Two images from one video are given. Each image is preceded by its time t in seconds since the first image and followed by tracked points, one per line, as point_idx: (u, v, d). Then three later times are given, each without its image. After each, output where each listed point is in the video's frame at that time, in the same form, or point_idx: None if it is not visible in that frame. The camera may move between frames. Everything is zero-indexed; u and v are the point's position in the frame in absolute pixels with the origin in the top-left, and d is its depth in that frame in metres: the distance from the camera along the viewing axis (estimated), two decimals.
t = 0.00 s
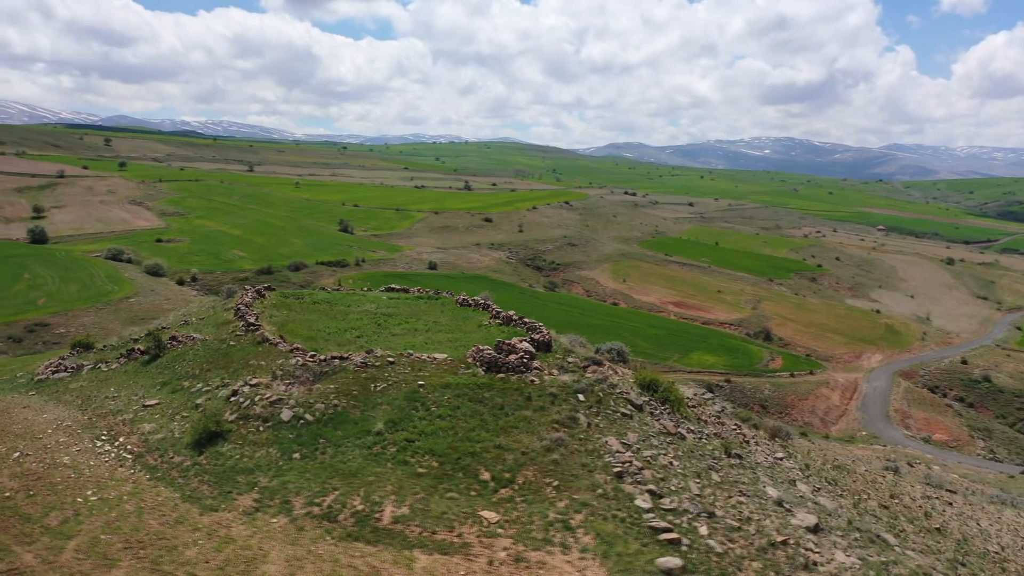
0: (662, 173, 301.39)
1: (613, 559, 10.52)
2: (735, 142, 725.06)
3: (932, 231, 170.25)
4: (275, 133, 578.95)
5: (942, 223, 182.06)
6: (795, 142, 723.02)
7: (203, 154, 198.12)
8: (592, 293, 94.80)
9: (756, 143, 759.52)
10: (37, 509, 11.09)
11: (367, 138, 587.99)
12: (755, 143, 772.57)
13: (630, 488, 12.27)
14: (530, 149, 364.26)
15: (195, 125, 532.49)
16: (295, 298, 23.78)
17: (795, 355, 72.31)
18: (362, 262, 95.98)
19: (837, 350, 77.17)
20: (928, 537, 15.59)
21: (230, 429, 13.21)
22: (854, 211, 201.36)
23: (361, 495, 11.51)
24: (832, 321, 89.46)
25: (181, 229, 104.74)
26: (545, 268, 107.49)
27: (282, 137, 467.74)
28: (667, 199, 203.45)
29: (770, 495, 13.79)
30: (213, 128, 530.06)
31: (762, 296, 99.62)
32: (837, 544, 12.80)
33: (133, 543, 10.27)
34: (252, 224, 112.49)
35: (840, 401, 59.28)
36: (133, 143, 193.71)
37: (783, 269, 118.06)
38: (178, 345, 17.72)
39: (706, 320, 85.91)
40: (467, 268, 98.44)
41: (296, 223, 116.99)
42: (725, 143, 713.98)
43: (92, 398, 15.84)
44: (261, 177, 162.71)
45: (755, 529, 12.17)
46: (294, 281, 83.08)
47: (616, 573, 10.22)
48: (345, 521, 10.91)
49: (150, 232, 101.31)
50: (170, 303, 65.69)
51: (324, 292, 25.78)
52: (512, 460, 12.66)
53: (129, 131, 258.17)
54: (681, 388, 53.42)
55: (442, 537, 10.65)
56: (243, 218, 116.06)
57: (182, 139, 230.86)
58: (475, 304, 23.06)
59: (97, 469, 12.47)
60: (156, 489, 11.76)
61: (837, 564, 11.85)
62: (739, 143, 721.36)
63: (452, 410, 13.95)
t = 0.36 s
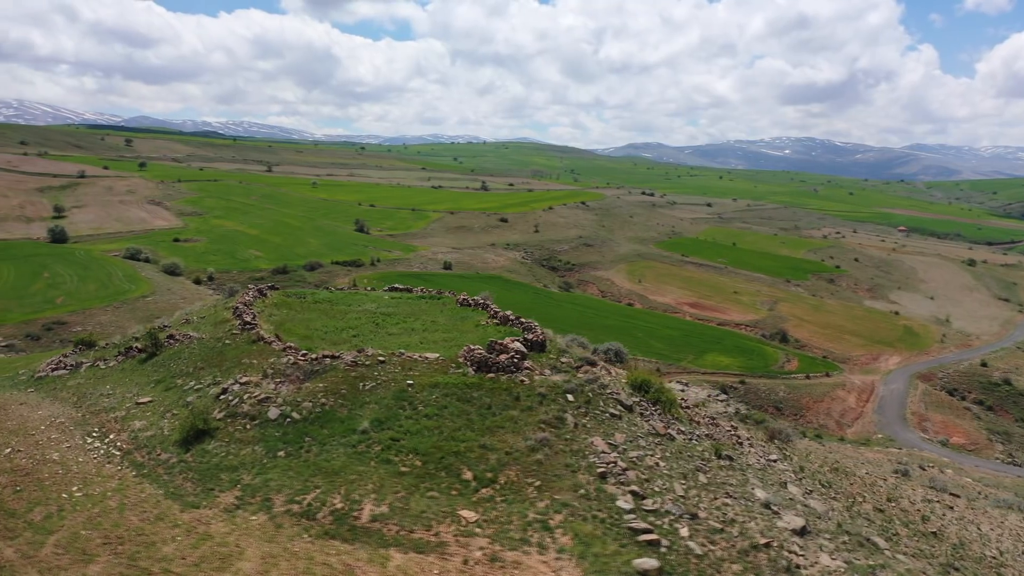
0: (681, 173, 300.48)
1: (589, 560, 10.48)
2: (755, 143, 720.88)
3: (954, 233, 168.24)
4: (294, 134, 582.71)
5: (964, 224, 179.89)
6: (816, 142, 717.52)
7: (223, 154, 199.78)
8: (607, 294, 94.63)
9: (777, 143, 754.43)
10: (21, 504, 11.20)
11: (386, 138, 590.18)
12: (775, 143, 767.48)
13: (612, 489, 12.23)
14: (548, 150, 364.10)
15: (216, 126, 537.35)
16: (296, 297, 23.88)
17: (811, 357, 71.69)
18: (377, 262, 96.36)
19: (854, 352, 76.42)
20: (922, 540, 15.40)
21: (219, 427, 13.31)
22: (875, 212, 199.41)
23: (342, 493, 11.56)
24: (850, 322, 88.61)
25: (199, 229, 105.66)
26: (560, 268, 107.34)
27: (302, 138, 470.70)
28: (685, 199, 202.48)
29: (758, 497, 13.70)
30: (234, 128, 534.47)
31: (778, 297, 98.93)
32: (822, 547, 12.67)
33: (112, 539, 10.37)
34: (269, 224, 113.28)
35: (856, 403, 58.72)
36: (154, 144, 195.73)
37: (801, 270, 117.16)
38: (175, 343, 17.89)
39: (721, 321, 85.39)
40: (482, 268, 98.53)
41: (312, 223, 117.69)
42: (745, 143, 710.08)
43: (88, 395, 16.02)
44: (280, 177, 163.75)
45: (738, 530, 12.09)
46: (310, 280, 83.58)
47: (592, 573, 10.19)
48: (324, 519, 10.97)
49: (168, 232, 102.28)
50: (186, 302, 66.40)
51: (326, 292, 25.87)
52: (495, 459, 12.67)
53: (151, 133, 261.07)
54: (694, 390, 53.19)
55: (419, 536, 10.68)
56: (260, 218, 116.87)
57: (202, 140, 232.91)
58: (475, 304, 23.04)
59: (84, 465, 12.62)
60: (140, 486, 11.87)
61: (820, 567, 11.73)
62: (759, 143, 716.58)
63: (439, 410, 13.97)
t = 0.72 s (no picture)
0: (699, 173, 299.12)
1: (565, 559, 10.47)
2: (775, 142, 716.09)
3: (977, 233, 166.10)
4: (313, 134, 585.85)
5: (987, 224, 177.53)
6: (837, 142, 711.18)
7: (242, 154, 201.26)
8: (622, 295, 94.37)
9: (798, 142, 748.62)
10: (7, 498, 11.34)
11: (406, 138, 591.97)
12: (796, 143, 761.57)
13: (595, 488, 12.20)
14: (567, 150, 363.52)
15: (236, 126, 541.53)
16: (298, 297, 23.99)
17: (828, 359, 71.05)
18: (392, 262, 96.63)
19: (872, 354, 75.64)
20: (917, 544, 15.23)
21: (206, 424, 13.42)
22: (896, 212, 197.38)
23: (323, 490, 11.62)
24: (868, 324, 87.72)
25: (216, 228, 106.46)
26: (576, 269, 107.10)
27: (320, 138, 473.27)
28: (704, 199, 201.38)
29: (745, 498, 13.61)
30: (254, 129, 538.20)
31: (795, 298, 98.21)
32: (808, 549, 12.56)
33: (93, 533, 10.47)
34: (286, 224, 113.92)
35: (872, 405, 58.11)
36: (174, 144, 197.51)
37: (819, 271, 116.19)
38: (171, 341, 18.06)
39: (737, 322, 84.81)
40: (497, 268, 98.55)
41: (329, 223, 118.25)
42: (765, 143, 705.30)
43: (84, 392, 16.20)
44: (297, 177, 164.70)
45: (720, 531, 12.02)
46: (325, 280, 83.99)
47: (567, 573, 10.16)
48: (302, 516, 11.02)
49: (186, 231, 103.12)
50: (201, 301, 66.88)
51: (329, 291, 25.97)
52: (479, 458, 12.67)
53: (172, 133, 263.53)
54: (708, 391, 52.89)
55: (396, 533, 10.71)
56: (277, 218, 117.58)
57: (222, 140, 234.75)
58: (474, 303, 23.06)
59: (73, 460, 12.76)
60: (126, 481, 12.00)
61: (803, 569, 11.62)
62: (779, 143, 711.57)
63: (426, 408, 14.00)
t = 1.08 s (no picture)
0: (718, 173, 297.57)
1: (541, 557, 10.46)
2: (795, 142, 710.93)
3: (1000, 234, 163.94)
4: (333, 134, 588.64)
5: (1011, 225, 175.18)
6: (858, 142, 704.69)
7: (260, 154, 202.63)
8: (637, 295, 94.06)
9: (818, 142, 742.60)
10: None
11: (424, 138, 593.47)
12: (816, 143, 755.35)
13: (577, 487, 12.17)
14: (585, 150, 362.64)
15: (256, 127, 545.35)
16: (300, 296, 24.11)
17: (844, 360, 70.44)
18: (407, 261, 96.86)
19: (889, 356, 74.85)
20: (909, 547, 15.07)
21: (195, 421, 13.54)
22: (917, 213, 195.26)
23: (304, 487, 11.69)
24: (886, 325, 86.79)
25: (233, 228, 107.23)
26: (591, 269, 106.83)
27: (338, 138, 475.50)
28: (722, 200, 200.28)
29: (732, 499, 13.52)
30: (274, 129, 541.62)
31: (812, 299, 97.45)
32: (793, 551, 12.45)
33: (74, 527, 10.59)
34: (303, 223, 114.54)
35: (889, 408, 57.53)
36: (193, 144, 199.19)
37: (837, 271, 115.21)
38: (168, 339, 18.22)
39: (753, 323, 84.21)
40: (512, 268, 98.53)
41: (345, 223, 118.75)
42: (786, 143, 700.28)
43: (80, 388, 16.36)
44: (315, 177, 165.51)
45: (703, 532, 11.94)
46: (340, 280, 84.36)
47: (542, 572, 10.15)
48: (282, 513, 11.09)
49: (203, 231, 103.93)
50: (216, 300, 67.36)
51: (331, 290, 26.04)
52: (462, 456, 12.67)
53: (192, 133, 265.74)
54: (722, 393, 52.65)
55: (374, 531, 10.74)
56: (294, 217, 118.25)
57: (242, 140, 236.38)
58: (474, 302, 23.06)
59: (62, 456, 12.91)
60: (112, 477, 12.12)
61: (786, 570, 11.52)
62: (800, 143, 705.70)
63: (413, 407, 14.04)
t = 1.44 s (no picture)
0: (737, 173, 295.83)
1: (517, 556, 10.45)
2: (817, 142, 704.91)
3: None
4: (352, 134, 591.41)
5: None
6: (880, 142, 697.78)
7: (279, 154, 204.00)
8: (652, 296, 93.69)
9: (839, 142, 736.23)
10: None
11: (443, 138, 594.54)
12: (838, 143, 748.66)
13: (558, 486, 12.16)
14: (603, 150, 361.61)
15: (276, 127, 549.16)
16: (302, 294, 24.23)
17: (861, 361, 69.75)
18: (422, 261, 97.09)
19: (907, 358, 73.99)
20: (902, 550, 14.90)
21: (184, 418, 13.66)
22: (939, 214, 192.95)
23: (286, 484, 11.76)
24: (904, 327, 85.81)
25: (250, 228, 108.00)
26: (607, 269, 106.53)
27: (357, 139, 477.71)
28: (741, 200, 199.02)
29: (719, 500, 13.44)
30: (294, 130, 544.85)
31: (830, 300, 96.60)
32: (777, 552, 12.34)
33: (56, 521, 10.71)
34: (319, 223, 115.13)
35: (906, 410, 56.91)
36: (213, 145, 200.85)
37: (856, 272, 114.11)
38: (166, 336, 18.39)
39: (769, 324, 83.57)
40: (526, 268, 98.50)
41: (361, 222, 119.22)
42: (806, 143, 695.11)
43: (76, 385, 16.56)
44: (332, 177, 166.37)
45: (684, 532, 11.87)
46: (355, 279, 84.77)
47: (517, 571, 10.15)
48: (262, 509, 11.16)
49: (220, 230, 104.77)
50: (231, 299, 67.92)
51: (333, 288, 26.17)
52: (446, 454, 12.71)
53: (213, 133, 267.98)
54: (736, 394, 52.35)
55: (351, 528, 10.79)
56: (310, 217, 118.90)
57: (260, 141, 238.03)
58: (473, 301, 23.11)
59: (51, 451, 13.05)
60: (98, 472, 12.26)
61: (766, 571, 11.45)
62: (822, 142, 699.80)
63: (400, 405, 14.08)
